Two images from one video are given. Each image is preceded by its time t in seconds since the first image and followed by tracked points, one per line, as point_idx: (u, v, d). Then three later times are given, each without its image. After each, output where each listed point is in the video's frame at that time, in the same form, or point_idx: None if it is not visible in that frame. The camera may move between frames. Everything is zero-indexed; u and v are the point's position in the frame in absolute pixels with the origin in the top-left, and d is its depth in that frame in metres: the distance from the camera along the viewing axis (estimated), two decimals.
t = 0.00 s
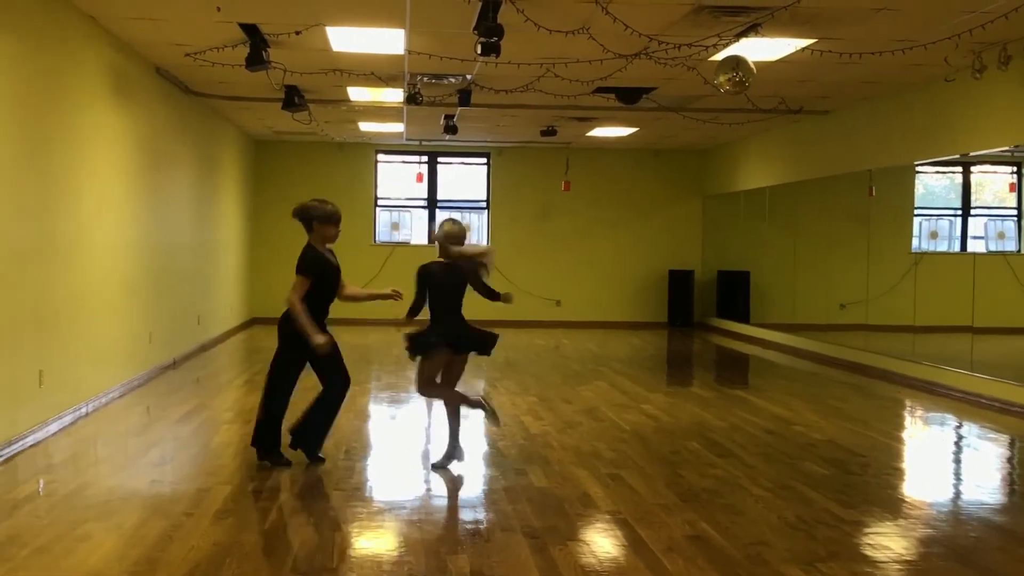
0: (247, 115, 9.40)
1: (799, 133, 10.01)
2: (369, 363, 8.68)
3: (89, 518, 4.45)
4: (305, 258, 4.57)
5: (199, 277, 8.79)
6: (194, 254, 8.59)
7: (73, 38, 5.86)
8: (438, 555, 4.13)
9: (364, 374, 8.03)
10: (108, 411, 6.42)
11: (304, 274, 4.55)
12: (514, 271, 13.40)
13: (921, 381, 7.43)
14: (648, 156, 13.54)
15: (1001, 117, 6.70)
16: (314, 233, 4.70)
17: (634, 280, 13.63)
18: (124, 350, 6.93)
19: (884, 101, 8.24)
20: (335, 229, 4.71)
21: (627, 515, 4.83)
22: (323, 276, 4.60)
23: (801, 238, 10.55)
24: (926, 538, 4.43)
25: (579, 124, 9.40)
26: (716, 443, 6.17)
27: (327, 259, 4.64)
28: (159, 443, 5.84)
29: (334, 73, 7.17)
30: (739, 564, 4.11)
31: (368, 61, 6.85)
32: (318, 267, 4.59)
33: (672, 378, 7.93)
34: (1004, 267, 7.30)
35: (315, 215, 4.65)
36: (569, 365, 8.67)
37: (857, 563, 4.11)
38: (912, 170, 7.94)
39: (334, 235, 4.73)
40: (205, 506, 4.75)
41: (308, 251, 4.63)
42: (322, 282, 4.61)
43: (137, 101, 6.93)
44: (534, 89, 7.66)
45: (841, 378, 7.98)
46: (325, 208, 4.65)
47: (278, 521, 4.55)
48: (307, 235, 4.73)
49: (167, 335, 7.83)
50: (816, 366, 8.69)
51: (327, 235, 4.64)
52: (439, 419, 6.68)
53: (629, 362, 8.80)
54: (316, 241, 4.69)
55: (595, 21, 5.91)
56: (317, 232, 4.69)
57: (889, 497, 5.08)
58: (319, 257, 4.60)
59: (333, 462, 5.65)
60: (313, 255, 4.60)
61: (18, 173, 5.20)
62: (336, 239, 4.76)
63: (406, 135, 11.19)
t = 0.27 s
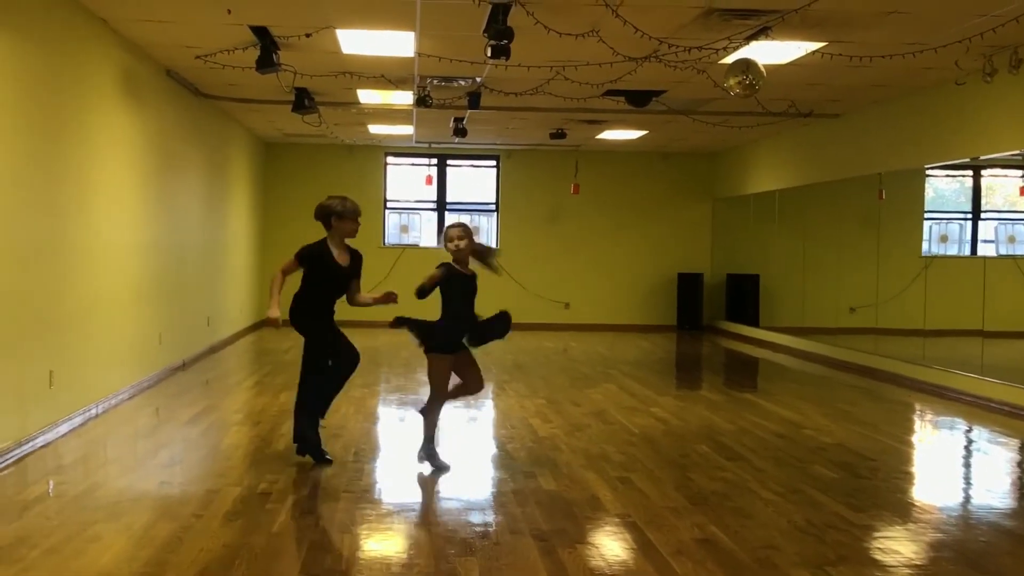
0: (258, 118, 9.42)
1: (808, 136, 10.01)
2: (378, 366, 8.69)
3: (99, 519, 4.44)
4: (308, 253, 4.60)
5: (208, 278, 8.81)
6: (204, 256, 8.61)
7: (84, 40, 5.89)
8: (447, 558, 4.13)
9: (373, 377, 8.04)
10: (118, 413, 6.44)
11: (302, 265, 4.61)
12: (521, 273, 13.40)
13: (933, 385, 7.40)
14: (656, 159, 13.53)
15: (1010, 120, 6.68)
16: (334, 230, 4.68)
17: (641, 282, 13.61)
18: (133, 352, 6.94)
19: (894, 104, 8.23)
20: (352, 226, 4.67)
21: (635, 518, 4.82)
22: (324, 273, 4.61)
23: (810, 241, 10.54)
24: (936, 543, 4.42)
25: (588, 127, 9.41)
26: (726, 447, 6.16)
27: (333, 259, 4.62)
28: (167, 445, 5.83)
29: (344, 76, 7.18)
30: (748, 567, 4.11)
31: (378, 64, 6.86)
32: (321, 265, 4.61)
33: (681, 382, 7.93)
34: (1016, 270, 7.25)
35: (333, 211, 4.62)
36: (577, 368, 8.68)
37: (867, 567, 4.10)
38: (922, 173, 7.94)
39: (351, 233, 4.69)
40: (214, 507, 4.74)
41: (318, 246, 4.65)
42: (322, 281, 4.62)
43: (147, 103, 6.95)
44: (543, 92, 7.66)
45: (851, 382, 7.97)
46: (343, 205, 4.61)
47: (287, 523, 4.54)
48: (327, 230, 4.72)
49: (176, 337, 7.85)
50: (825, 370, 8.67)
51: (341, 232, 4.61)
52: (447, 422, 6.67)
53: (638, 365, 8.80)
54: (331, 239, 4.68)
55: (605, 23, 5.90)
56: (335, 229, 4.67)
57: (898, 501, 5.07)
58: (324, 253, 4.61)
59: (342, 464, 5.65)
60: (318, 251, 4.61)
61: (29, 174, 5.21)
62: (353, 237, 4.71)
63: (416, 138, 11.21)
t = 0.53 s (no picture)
0: (268, 119, 9.43)
1: (819, 139, 10.00)
2: (387, 368, 8.70)
3: (110, 519, 4.44)
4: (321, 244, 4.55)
5: (218, 278, 8.82)
6: (214, 257, 8.62)
7: (96, 40, 5.89)
8: (457, 560, 4.13)
9: (382, 379, 8.05)
10: (127, 413, 6.44)
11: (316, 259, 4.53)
12: (528, 273, 13.41)
13: (943, 389, 7.39)
14: (665, 160, 13.52)
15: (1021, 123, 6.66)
16: (340, 220, 4.67)
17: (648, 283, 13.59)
18: (143, 352, 6.95)
19: (905, 107, 8.21)
20: (359, 214, 4.67)
21: (645, 521, 4.82)
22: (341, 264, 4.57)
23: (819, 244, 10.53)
24: (946, 547, 4.41)
25: (598, 129, 9.41)
26: (736, 450, 6.15)
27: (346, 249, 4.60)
28: (177, 445, 5.84)
29: (354, 77, 7.19)
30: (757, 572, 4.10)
31: (389, 65, 6.86)
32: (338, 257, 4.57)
33: (691, 384, 7.93)
34: None
35: (338, 200, 4.63)
36: (587, 370, 8.67)
37: (877, 572, 4.09)
38: (932, 177, 7.93)
39: (358, 221, 4.69)
40: (224, 508, 4.74)
41: (327, 236, 4.63)
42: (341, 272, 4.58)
43: (158, 104, 6.96)
44: (553, 94, 7.66)
45: (860, 385, 7.96)
46: (348, 194, 4.62)
47: (297, 524, 4.54)
48: (333, 221, 4.70)
49: (187, 337, 7.87)
50: (834, 373, 8.66)
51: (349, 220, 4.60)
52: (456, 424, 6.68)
53: (647, 368, 8.79)
54: (340, 228, 4.67)
55: (616, 26, 5.90)
56: (342, 218, 4.67)
57: (908, 505, 5.06)
58: (337, 243, 4.58)
59: (351, 465, 5.65)
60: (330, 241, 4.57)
61: (41, 174, 5.23)
62: (361, 224, 4.70)
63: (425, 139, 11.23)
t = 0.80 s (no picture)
0: (279, 118, 9.44)
1: (830, 139, 9.98)
2: (397, 367, 8.70)
3: (120, 517, 4.44)
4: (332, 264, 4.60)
5: (229, 277, 8.85)
6: (224, 255, 8.63)
7: (108, 40, 5.91)
8: (467, 559, 4.13)
9: (392, 379, 8.05)
10: (137, 411, 6.46)
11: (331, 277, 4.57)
12: (536, 273, 13.41)
13: (953, 391, 7.37)
14: (673, 160, 13.50)
15: None
16: (347, 238, 4.71)
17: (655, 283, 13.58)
18: (153, 351, 6.95)
19: (917, 108, 8.19)
20: (365, 233, 4.71)
21: (654, 522, 4.81)
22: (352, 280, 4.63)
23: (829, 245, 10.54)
24: (956, 550, 4.40)
25: (608, 129, 9.40)
26: (746, 452, 6.14)
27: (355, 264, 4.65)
28: (187, 444, 5.84)
29: (365, 77, 7.19)
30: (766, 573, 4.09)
31: (399, 65, 6.86)
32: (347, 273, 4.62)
33: (701, 385, 7.93)
34: None
35: (345, 218, 4.67)
36: (596, 371, 8.67)
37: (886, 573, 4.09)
38: (943, 178, 7.93)
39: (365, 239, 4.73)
40: (234, 506, 4.74)
41: (337, 256, 4.65)
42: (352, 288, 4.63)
43: (169, 102, 6.97)
44: (563, 94, 7.66)
45: (869, 386, 7.95)
46: (355, 212, 4.65)
47: (307, 523, 4.54)
48: (340, 239, 4.74)
49: (197, 337, 7.90)
50: (844, 374, 8.65)
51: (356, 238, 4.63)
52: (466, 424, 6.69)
53: (657, 368, 8.79)
54: (348, 246, 4.71)
55: (628, 26, 5.89)
56: (349, 236, 4.71)
57: (917, 507, 5.05)
58: (347, 261, 4.63)
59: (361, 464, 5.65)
60: (340, 258, 4.62)
61: (51, 171, 5.23)
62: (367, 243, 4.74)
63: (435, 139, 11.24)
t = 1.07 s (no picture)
0: (287, 115, 9.44)
1: (838, 137, 9.97)
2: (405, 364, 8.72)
3: (129, 513, 4.44)
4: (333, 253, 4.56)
5: (237, 274, 8.86)
6: (232, 252, 8.65)
7: (117, 38, 5.92)
8: (474, 556, 4.13)
9: (399, 376, 8.06)
10: (146, 407, 6.48)
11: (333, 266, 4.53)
12: (542, 270, 13.41)
13: (962, 389, 7.36)
14: (680, 158, 13.48)
15: None
16: (346, 228, 4.69)
17: (661, 280, 13.57)
18: (161, 348, 6.96)
19: (927, 105, 8.17)
20: (365, 222, 4.69)
21: (662, 519, 4.81)
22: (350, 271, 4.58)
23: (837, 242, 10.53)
24: (964, 548, 4.39)
25: (616, 126, 9.40)
26: (754, 449, 6.14)
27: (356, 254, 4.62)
28: (195, 440, 5.85)
29: (373, 74, 7.19)
30: (774, 570, 4.09)
31: (407, 61, 6.87)
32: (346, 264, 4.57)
33: (709, 383, 7.93)
34: None
35: (344, 208, 4.62)
36: (604, 368, 8.67)
37: (893, 571, 4.09)
38: (952, 176, 7.93)
39: (364, 229, 4.71)
40: (242, 502, 4.74)
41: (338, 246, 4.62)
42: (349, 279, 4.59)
43: (178, 99, 6.98)
44: (572, 91, 7.65)
45: (877, 385, 7.94)
46: (355, 202, 4.61)
47: (315, 519, 4.54)
48: (339, 229, 4.72)
49: (206, 333, 7.91)
50: (852, 372, 8.64)
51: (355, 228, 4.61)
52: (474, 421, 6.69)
53: (665, 366, 8.80)
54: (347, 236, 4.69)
55: (636, 23, 5.88)
56: (347, 226, 4.68)
57: (925, 505, 5.05)
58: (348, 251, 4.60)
59: (369, 461, 5.66)
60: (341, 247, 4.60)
61: (61, 168, 5.24)
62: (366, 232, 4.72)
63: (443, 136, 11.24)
